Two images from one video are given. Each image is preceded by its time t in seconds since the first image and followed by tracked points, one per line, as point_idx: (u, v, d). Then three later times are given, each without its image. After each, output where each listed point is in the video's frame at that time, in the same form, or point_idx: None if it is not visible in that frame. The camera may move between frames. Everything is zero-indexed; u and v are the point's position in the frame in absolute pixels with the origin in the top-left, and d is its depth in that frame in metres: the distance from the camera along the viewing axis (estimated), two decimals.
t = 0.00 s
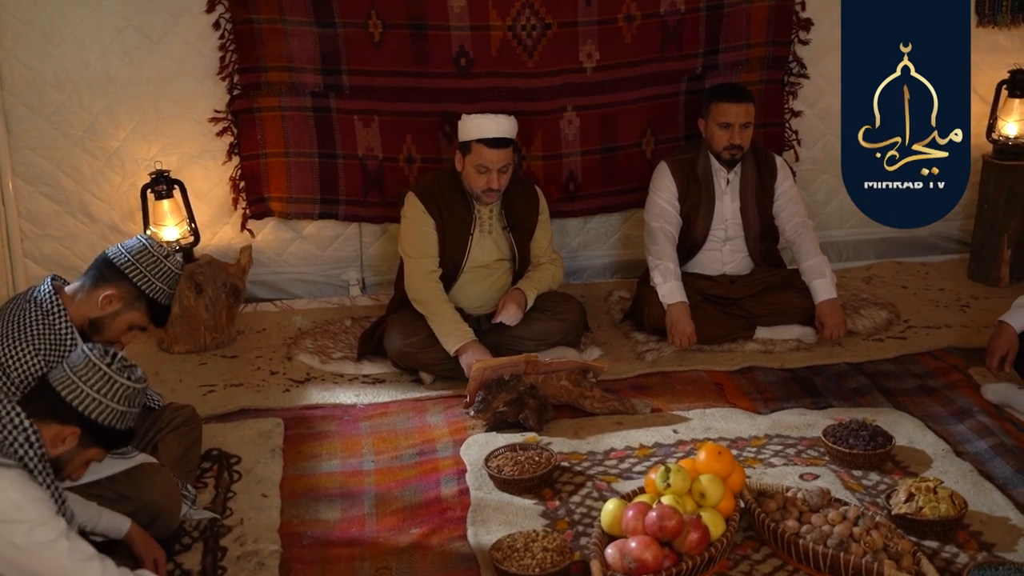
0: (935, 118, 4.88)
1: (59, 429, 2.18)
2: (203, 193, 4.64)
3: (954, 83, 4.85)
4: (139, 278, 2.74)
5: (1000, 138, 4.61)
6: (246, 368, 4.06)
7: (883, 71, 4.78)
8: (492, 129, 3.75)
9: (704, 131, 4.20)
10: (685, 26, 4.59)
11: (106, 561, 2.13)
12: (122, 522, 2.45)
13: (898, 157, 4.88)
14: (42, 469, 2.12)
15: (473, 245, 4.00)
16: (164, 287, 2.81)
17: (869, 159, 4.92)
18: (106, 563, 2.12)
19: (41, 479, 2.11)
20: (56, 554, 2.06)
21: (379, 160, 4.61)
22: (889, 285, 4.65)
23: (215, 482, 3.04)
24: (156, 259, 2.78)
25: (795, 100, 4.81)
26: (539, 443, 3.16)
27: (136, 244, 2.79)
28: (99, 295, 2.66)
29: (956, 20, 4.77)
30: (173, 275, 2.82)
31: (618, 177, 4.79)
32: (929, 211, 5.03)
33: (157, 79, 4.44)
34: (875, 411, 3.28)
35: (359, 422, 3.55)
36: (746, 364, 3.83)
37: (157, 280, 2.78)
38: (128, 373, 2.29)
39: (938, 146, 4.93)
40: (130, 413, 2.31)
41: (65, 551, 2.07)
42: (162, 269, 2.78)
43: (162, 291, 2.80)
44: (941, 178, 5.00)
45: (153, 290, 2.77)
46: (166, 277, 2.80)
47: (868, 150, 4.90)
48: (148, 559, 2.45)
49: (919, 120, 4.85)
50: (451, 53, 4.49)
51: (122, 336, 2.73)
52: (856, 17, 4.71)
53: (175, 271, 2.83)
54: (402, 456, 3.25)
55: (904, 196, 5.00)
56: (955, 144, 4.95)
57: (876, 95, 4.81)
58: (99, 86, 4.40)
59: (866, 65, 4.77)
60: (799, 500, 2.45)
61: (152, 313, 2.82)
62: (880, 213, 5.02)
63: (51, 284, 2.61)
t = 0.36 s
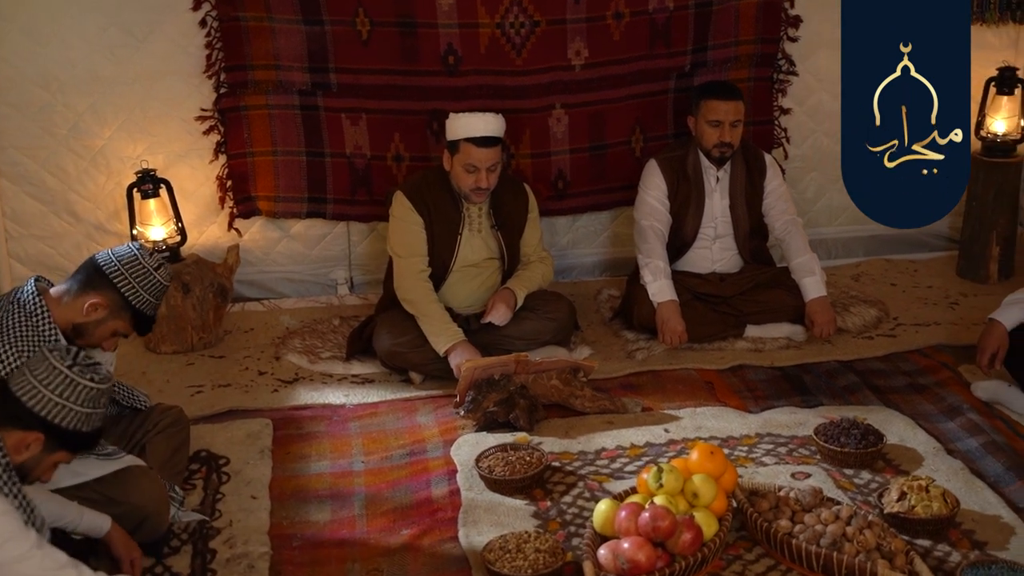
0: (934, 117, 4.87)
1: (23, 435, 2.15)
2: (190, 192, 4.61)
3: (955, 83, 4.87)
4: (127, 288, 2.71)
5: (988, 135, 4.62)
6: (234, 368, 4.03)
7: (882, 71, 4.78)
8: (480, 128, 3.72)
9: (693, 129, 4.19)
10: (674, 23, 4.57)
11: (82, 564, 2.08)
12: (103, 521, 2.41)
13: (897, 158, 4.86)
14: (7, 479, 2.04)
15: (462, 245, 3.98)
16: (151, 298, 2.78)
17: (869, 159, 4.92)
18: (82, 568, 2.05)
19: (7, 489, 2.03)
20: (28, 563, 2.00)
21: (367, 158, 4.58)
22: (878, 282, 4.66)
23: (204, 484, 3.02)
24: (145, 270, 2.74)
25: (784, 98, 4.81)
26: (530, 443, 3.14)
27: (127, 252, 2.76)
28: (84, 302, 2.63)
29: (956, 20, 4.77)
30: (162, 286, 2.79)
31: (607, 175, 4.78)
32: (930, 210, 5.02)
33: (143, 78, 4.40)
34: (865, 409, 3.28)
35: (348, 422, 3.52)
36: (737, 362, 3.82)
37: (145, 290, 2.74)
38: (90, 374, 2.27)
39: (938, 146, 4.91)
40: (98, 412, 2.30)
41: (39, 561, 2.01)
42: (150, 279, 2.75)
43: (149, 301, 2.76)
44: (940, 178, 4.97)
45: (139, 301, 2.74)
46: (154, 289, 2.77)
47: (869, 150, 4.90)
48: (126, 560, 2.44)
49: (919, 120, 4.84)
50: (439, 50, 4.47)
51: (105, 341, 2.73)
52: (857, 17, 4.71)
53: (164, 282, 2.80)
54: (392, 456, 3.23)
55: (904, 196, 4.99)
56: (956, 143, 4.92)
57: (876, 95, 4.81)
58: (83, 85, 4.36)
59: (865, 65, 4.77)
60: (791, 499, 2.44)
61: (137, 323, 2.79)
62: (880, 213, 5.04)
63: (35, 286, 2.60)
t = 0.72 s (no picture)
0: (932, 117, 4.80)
1: None
2: (178, 189, 4.58)
3: (953, 82, 4.80)
4: (114, 286, 2.67)
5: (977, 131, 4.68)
6: (223, 367, 4.01)
7: (880, 70, 4.77)
8: (467, 123, 3.71)
9: (683, 125, 4.19)
10: (663, 20, 4.57)
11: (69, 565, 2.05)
12: (85, 500, 2.39)
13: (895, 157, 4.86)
14: None
15: (451, 242, 3.97)
16: (138, 296, 2.75)
17: (869, 159, 4.93)
18: (70, 571, 2.03)
19: None
20: (14, 569, 1.96)
21: (355, 155, 4.56)
22: (867, 278, 4.67)
23: (194, 483, 3.01)
24: (132, 268, 2.72)
25: (773, 94, 4.81)
26: (522, 440, 3.13)
27: (113, 250, 2.73)
28: (70, 300, 2.60)
29: (957, 21, 4.75)
30: (148, 284, 2.76)
31: (597, 172, 4.77)
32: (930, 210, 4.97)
33: (130, 75, 4.37)
34: (856, 405, 3.29)
35: (339, 420, 3.51)
36: (728, 359, 3.82)
37: (132, 288, 2.72)
38: (47, 355, 2.16)
39: (937, 146, 4.83)
40: (63, 393, 2.20)
41: (27, 564, 1.97)
42: (137, 277, 2.72)
43: (136, 299, 2.74)
44: (939, 178, 4.88)
45: (126, 299, 2.71)
46: (141, 287, 2.74)
47: (869, 151, 4.90)
48: (113, 538, 2.42)
49: (918, 120, 4.79)
50: (427, 47, 4.45)
51: (92, 339, 2.70)
52: (857, 17, 4.72)
53: (151, 280, 2.77)
54: (383, 454, 3.22)
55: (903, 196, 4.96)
56: (955, 144, 4.81)
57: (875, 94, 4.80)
58: (70, 82, 4.33)
59: (865, 65, 4.77)
60: (784, 496, 2.44)
61: (124, 322, 2.76)
62: (880, 212, 5.05)
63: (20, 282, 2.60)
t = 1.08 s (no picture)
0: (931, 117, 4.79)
1: None
2: (167, 186, 4.56)
3: (953, 82, 4.79)
4: (100, 282, 2.67)
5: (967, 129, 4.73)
6: (214, 364, 4.00)
7: (880, 70, 4.79)
8: (455, 113, 3.76)
9: (674, 121, 4.20)
10: (653, 16, 4.57)
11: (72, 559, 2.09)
12: (87, 512, 2.38)
13: (894, 159, 4.86)
14: None
15: (438, 234, 3.98)
16: (126, 292, 2.74)
17: (868, 160, 4.94)
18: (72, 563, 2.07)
19: None
20: (16, 559, 2.01)
21: (346, 152, 4.55)
22: (856, 273, 4.69)
23: (187, 481, 3.00)
24: (118, 263, 2.70)
25: (763, 90, 4.82)
26: (515, 437, 3.13)
27: (99, 245, 2.72)
28: (58, 296, 2.59)
29: (955, 23, 4.78)
30: (136, 279, 2.75)
31: (587, 169, 4.77)
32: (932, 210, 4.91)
33: (119, 71, 4.34)
34: (848, 400, 3.30)
35: (331, 418, 3.50)
36: (719, 355, 3.83)
37: (119, 284, 2.70)
38: None
39: (936, 147, 4.79)
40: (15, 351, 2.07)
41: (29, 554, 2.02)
42: (124, 272, 2.71)
43: (124, 295, 2.73)
44: (938, 178, 4.81)
45: (114, 295, 2.70)
46: (128, 283, 2.73)
47: (869, 150, 4.92)
48: (113, 550, 2.42)
49: (916, 120, 4.79)
50: (417, 44, 4.44)
51: (80, 337, 2.69)
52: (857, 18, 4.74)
53: (138, 275, 2.76)
54: (376, 452, 3.21)
55: (903, 197, 4.95)
56: (956, 143, 4.75)
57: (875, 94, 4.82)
58: (58, 79, 4.30)
59: (864, 65, 4.79)
60: (778, 491, 2.45)
61: (112, 318, 2.75)
62: (880, 212, 5.06)
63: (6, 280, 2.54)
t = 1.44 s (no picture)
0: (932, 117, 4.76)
1: None
2: (161, 182, 4.54)
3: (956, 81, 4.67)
4: (93, 278, 2.62)
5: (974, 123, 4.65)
6: (208, 361, 3.99)
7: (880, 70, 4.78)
8: (441, 100, 3.81)
9: (668, 116, 4.20)
10: (647, 11, 4.57)
11: (82, 552, 2.07)
12: (86, 512, 2.36)
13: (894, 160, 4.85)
14: None
15: (425, 224, 4.00)
16: (119, 285, 2.69)
17: (869, 161, 4.94)
18: (82, 554, 2.05)
19: None
20: (26, 551, 1.99)
21: (340, 147, 4.54)
22: (850, 269, 4.70)
23: (183, 478, 2.99)
24: (109, 257, 2.65)
25: (757, 85, 4.82)
26: (512, 433, 3.14)
27: (89, 240, 2.65)
28: (51, 294, 2.57)
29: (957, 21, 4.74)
30: (129, 272, 2.70)
31: (581, 165, 4.78)
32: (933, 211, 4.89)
33: (112, 67, 4.32)
34: (844, 395, 3.32)
35: (327, 414, 3.50)
36: (715, 350, 3.84)
37: (111, 278, 2.66)
38: None
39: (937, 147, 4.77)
40: None
41: (41, 546, 2.01)
42: (116, 266, 2.66)
43: (117, 289, 2.68)
44: (938, 178, 4.78)
45: (106, 290, 2.65)
46: (121, 277, 2.68)
47: (869, 151, 4.92)
48: (114, 547, 2.42)
49: (917, 121, 4.77)
50: (412, 39, 4.42)
51: (75, 331, 2.68)
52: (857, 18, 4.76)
53: (130, 268, 2.71)
54: (373, 448, 3.21)
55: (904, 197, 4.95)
56: (956, 143, 4.71)
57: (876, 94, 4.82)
58: (50, 74, 4.27)
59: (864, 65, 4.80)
60: (776, 486, 2.45)
61: (106, 312, 2.71)
62: (881, 212, 5.09)
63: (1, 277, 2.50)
